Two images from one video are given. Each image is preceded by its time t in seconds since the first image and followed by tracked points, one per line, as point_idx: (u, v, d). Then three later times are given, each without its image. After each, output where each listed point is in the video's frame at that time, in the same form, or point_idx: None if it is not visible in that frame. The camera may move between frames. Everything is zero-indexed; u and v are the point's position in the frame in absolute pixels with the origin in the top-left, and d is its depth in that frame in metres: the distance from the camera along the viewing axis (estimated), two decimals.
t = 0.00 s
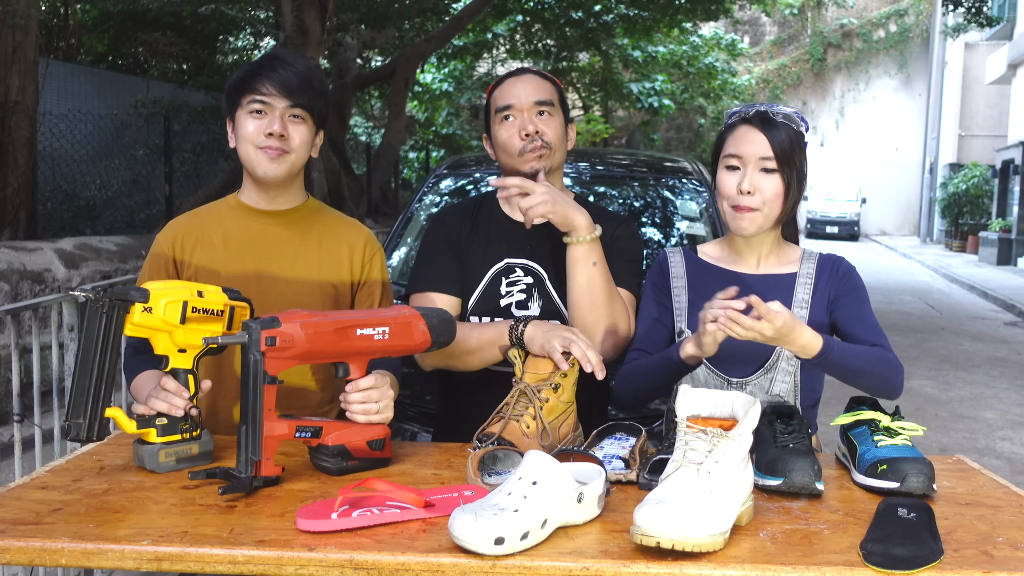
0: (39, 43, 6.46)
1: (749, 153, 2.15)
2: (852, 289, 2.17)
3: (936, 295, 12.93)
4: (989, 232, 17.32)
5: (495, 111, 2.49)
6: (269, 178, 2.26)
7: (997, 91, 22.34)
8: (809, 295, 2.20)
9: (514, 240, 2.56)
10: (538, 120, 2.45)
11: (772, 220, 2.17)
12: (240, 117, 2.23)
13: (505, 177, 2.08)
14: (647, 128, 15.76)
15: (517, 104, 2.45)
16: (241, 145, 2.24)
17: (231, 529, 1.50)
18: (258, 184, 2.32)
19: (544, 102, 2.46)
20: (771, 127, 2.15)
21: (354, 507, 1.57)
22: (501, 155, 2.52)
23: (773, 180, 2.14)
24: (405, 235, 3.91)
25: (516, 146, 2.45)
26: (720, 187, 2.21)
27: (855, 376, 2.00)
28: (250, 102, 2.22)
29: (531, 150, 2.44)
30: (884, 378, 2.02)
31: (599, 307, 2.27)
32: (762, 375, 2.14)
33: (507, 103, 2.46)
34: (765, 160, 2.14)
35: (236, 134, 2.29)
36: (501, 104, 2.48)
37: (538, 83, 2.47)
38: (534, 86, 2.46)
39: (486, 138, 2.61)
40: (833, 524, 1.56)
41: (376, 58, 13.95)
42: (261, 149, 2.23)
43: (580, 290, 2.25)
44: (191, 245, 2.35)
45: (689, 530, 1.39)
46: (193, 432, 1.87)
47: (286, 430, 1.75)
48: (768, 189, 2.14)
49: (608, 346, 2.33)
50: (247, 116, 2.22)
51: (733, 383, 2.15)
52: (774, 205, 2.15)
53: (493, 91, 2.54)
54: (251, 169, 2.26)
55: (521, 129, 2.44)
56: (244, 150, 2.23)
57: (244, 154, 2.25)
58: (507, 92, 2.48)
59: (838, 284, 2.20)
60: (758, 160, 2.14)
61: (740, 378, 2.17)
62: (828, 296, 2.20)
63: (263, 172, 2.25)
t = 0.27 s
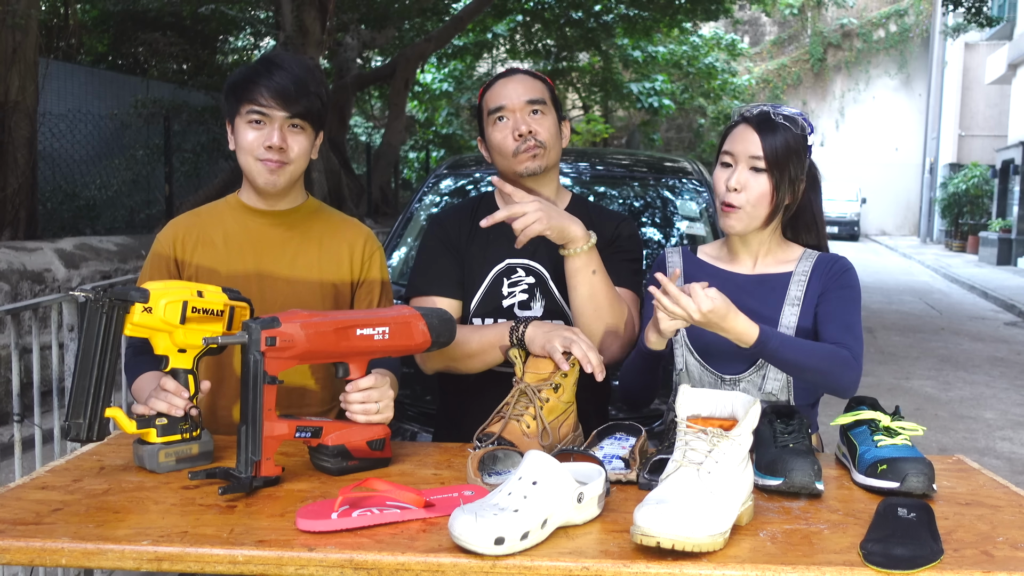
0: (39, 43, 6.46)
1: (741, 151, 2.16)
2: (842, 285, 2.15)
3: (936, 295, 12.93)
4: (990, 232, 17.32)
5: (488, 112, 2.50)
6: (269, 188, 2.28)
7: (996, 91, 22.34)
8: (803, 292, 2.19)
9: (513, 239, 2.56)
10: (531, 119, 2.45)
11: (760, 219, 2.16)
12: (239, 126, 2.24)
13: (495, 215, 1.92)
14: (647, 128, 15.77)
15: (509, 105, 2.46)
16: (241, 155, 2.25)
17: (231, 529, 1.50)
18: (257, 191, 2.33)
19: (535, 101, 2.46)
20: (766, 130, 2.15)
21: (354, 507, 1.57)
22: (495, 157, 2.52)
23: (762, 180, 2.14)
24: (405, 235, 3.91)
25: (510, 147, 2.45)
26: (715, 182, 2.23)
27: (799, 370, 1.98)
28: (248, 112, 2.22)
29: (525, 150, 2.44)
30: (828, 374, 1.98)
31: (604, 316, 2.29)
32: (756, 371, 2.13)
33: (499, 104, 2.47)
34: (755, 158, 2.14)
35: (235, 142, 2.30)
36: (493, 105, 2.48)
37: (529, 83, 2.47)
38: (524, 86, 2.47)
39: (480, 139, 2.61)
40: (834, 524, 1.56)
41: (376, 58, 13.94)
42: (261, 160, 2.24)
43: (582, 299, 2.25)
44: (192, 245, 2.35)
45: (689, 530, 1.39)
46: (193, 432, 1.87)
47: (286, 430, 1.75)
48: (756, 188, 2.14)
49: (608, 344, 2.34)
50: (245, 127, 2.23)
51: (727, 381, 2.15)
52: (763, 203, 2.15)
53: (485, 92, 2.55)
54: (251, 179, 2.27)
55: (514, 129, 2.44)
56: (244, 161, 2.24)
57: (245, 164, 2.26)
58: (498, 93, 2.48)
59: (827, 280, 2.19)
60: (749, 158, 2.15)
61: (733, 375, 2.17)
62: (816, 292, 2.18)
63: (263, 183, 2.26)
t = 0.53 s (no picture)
0: (39, 43, 6.47)
1: (734, 154, 2.16)
2: (844, 286, 2.15)
3: (936, 295, 12.93)
4: (990, 231, 17.32)
5: (484, 113, 2.50)
6: (272, 184, 2.27)
7: (996, 91, 22.34)
8: (803, 293, 2.19)
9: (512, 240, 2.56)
10: (526, 121, 2.45)
11: (756, 221, 2.16)
12: (243, 121, 2.24)
13: (478, 202, 1.94)
14: (647, 128, 15.78)
15: (505, 106, 2.46)
16: (244, 150, 2.25)
17: (230, 529, 1.50)
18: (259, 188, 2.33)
19: (532, 102, 2.46)
20: (759, 132, 2.15)
21: (354, 507, 1.57)
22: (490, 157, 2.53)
23: (756, 184, 2.15)
24: (405, 235, 3.92)
25: (504, 148, 2.45)
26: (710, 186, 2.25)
27: (793, 378, 1.97)
28: (252, 106, 2.23)
29: (518, 153, 2.44)
30: (826, 381, 1.96)
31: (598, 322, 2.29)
32: (756, 372, 2.13)
33: (494, 105, 2.47)
34: (748, 161, 2.14)
35: (238, 139, 2.29)
36: (489, 106, 2.48)
37: (525, 84, 2.47)
38: (522, 87, 2.47)
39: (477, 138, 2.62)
40: (833, 524, 1.56)
41: (376, 58, 13.94)
42: (263, 155, 2.23)
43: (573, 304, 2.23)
44: (192, 246, 2.35)
45: (689, 530, 1.39)
46: (193, 432, 1.87)
47: (286, 430, 1.75)
48: (750, 192, 2.15)
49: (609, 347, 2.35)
50: (249, 122, 2.23)
51: (728, 381, 2.16)
52: (757, 206, 2.15)
53: (483, 91, 2.55)
54: (253, 174, 2.27)
55: (509, 130, 2.44)
56: (247, 157, 2.24)
57: (248, 159, 2.25)
58: (495, 93, 2.48)
59: (829, 280, 2.19)
60: (742, 161, 2.15)
61: (734, 375, 2.17)
62: (819, 292, 2.18)
63: (265, 177, 2.26)
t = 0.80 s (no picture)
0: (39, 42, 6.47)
1: (735, 154, 2.16)
2: (845, 287, 2.15)
3: (936, 295, 12.93)
4: (989, 232, 17.32)
5: (496, 105, 2.49)
6: (272, 182, 2.27)
7: (997, 91, 22.33)
8: (804, 293, 2.19)
9: (512, 241, 2.57)
10: (537, 118, 2.45)
11: (757, 221, 2.16)
12: (244, 119, 2.24)
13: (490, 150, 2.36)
14: (647, 128, 15.78)
15: (518, 101, 2.45)
16: (245, 148, 2.25)
17: (231, 529, 1.49)
18: (258, 185, 2.33)
19: (544, 101, 2.46)
20: (762, 133, 2.14)
21: (354, 507, 1.57)
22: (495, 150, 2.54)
23: (758, 184, 2.14)
24: (405, 235, 3.92)
25: (510, 142, 2.46)
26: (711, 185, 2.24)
27: (794, 380, 1.97)
28: (253, 105, 2.22)
29: (523, 149, 2.46)
30: (828, 383, 1.96)
31: (587, 287, 2.24)
32: (756, 372, 2.13)
33: (507, 99, 2.46)
34: (750, 161, 2.14)
35: (238, 137, 2.29)
36: (502, 99, 2.47)
37: (541, 82, 2.46)
38: (537, 84, 2.46)
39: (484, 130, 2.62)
40: (834, 524, 1.56)
41: (376, 58, 13.95)
42: (264, 153, 2.23)
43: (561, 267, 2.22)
44: (193, 245, 2.35)
45: (689, 530, 1.39)
46: (193, 432, 1.87)
47: (286, 430, 1.75)
48: (752, 192, 2.14)
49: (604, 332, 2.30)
50: (250, 120, 2.23)
51: (729, 382, 2.16)
52: (758, 206, 2.15)
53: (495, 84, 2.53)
54: (254, 172, 2.27)
55: (518, 126, 2.45)
56: (248, 155, 2.24)
57: (249, 157, 2.25)
58: (508, 88, 2.47)
59: (829, 281, 2.19)
60: (743, 161, 2.14)
61: (734, 375, 2.17)
62: (819, 294, 2.18)
63: (266, 176, 2.26)
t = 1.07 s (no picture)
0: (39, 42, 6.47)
1: (736, 153, 2.16)
2: (847, 287, 2.16)
3: (936, 295, 12.93)
4: (989, 232, 17.32)
5: (508, 108, 2.50)
6: (272, 182, 2.28)
7: (996, 91, 22.33)
8: (804, 294, 2.19)
9: (514, 240, 2.56)
10: (548, 124, 2.45)
11: (755, 222, 2.16)
12: (244, 120, 2.24)
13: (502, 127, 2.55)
14: (647, 128, 15.78)
15: (530, 106, 2.45)
16: (245, 149, 2.25)
17: (231, 529, 1.49)
18: (257, 185, 2.33)
19: (557, 106, 2.45)
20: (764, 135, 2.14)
21: (354, 507, 1.57)
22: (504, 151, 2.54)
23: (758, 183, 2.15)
24: (405, 235, 3.91)
25: (518, 145, 2.47)
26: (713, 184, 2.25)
27: (789, 382, 1.98)
28: (253, 105, 2.22)
29: (531, 153, 2.46)
30: (821, 386, 1.97)
31: (569, 276, 2.23)
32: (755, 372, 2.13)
33: (520, 104, 2.46)
34: (750, 160, 2.14)
35: (239, 137, 2.30)
36: (515, 103, 2.47)
37: (554, 86, 2.45)
38: (551, 88, 2.45)
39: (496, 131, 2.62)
40: (833, 524, 1.56)
41: (377, 58, 13.95)
42: (263, 153, 2.24)
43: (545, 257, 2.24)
44: (193, 245, 2.35)
45: (689, 530, 1.39)
46: (193, 432, 1.87)
47: (286, 430, 1.75)
48: (753, 190, 2.15)
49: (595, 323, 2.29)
50: (249, 120, 2.23)
51: (728, 381, 2.16)
52: (756, 206, 2.15)
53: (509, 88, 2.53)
54: (254, 173, 2.27)
55: (528, 131, 2.45)
56: (247, 155, 2.24)
57: (249, 157, 2.25)
58: (520, 91, 2.47)
59: (830, 283, 2.18)
60: (743, 160, 2.15)
61: (733, 375, 2.17)
62: (819, 296, 2.18)
63: (266, 176, 2.26)
